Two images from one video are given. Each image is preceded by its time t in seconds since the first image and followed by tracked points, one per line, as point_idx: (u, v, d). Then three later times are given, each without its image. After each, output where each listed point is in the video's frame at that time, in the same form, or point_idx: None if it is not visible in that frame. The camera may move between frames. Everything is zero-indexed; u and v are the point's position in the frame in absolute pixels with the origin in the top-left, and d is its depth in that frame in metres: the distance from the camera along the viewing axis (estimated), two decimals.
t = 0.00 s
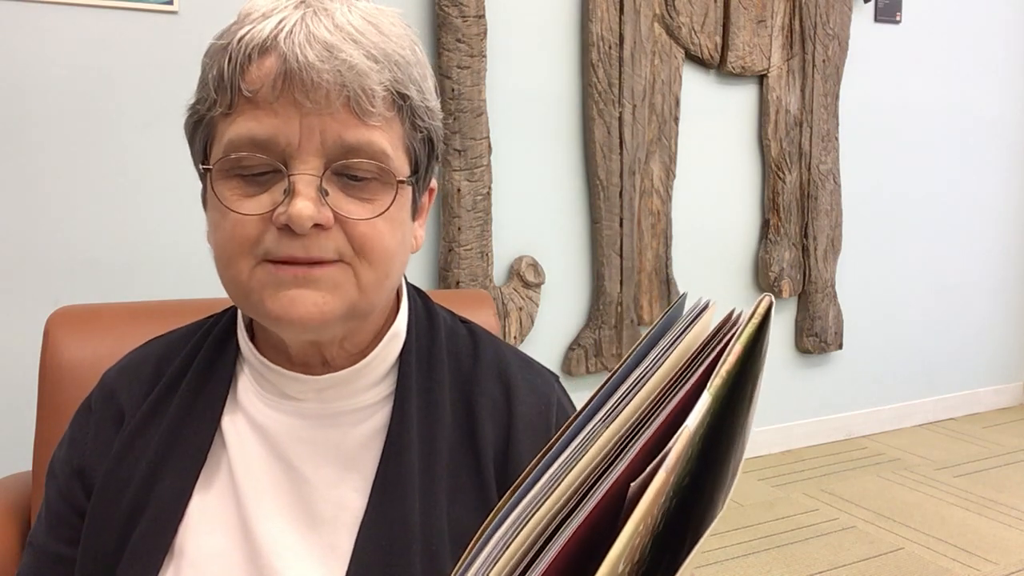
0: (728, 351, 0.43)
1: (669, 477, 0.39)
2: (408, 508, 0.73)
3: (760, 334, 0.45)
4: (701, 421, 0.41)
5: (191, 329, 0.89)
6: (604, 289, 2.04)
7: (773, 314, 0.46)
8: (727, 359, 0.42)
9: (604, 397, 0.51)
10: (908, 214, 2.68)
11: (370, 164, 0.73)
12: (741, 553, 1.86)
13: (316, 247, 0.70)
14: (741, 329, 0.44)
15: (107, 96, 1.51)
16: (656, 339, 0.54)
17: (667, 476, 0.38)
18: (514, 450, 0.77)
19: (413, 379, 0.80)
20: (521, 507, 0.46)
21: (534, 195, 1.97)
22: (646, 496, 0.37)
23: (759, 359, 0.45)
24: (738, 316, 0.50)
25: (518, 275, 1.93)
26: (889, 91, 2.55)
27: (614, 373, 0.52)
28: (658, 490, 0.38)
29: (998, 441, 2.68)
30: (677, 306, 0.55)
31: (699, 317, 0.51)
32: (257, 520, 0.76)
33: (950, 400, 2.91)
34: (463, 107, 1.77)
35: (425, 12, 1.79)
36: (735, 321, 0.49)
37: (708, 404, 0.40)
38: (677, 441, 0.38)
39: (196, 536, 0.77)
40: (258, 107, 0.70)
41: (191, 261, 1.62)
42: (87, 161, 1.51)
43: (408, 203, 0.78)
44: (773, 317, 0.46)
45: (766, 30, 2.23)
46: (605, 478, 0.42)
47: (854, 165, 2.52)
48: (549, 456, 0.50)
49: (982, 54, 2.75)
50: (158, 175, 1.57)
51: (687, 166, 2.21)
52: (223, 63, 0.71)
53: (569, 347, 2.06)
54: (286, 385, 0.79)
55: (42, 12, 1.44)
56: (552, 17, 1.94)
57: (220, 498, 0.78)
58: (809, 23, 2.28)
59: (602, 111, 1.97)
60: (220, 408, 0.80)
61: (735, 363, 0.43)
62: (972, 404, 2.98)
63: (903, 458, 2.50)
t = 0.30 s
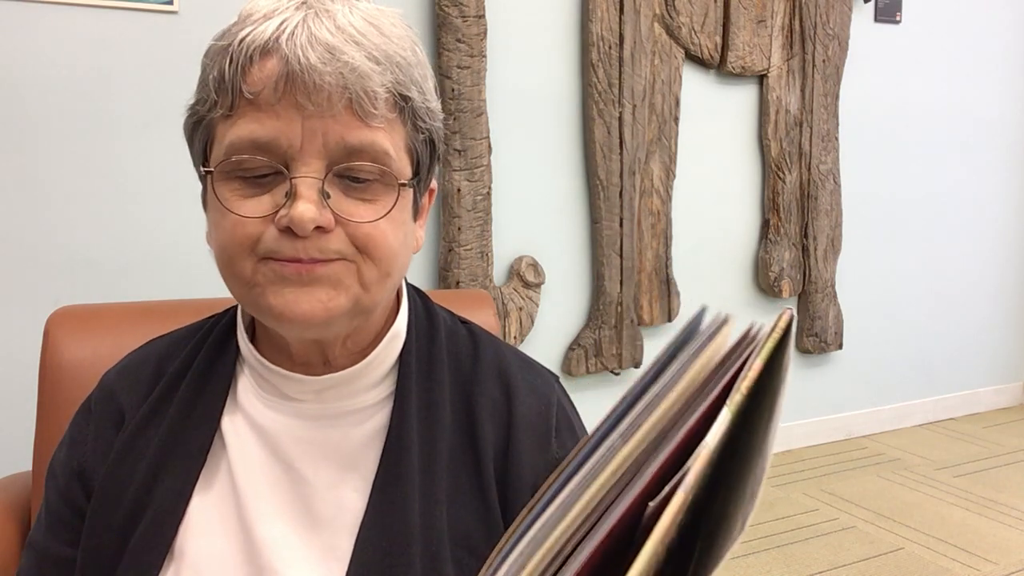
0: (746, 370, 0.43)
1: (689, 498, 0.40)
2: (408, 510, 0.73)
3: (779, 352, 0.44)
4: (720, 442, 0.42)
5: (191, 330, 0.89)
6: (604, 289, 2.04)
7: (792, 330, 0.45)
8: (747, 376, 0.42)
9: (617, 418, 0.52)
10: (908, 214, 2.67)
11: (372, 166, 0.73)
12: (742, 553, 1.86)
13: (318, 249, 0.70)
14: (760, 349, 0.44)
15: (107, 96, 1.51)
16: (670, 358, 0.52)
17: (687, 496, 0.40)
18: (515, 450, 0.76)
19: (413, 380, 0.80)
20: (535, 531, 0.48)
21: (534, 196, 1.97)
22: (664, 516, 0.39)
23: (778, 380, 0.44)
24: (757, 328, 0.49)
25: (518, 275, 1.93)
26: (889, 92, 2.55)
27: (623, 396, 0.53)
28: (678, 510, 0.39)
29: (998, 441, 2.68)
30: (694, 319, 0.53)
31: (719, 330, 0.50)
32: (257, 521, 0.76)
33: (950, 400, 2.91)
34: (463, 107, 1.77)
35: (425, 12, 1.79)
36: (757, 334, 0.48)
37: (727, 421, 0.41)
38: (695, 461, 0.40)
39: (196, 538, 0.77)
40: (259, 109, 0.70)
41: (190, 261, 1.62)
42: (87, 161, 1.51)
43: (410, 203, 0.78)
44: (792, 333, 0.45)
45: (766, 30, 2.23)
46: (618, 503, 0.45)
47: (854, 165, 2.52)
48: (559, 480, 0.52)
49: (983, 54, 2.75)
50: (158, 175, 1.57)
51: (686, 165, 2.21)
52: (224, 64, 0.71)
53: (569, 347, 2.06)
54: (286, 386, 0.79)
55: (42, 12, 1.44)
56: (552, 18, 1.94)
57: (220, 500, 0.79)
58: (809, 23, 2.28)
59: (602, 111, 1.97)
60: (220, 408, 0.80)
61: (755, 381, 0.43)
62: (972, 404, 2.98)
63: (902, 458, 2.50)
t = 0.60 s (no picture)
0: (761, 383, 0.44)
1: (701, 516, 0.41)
2: (408, 512, 0.73)
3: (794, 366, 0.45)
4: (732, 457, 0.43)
5: (190, 330, 0.89)
6: (604, 289, 2.04)
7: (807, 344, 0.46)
8: (759, 393, 0.44)
9: (634, 443, 0.53)
10: (908, 214, 2.68)
11: (372, 166, 0.73)
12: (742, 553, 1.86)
13: (319, 250, 0.70)
14: (775, 360, 0.45)
15: (106, 96, 1.51)
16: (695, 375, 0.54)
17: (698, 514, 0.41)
18: (515, 451, 0.76)
19: (413, 381, 0.80)
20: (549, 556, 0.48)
21: (534, 196, 1.97)
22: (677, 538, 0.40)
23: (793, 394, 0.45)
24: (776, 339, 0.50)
25: (518, 275, 1.93)
26: (889, 92, 2.55)
27: (651, 413, 0.54)
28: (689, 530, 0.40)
29: (998, 440, 2.68)
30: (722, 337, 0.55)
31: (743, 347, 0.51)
32: (257, 522, 0.76)
33: (950, 400, 2.91)
34: (463, 107, 1.77)
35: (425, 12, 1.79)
36: (774, 346, 0.49)
37: (739, 439, 0.43)
38: (709, 477, 0.41)
39: (195, 539, 0.77)
40: (259, 109, 0.70)
41: (190, 261, 1.62)
42: (86, 161, 1.51)
43: (410, 203, 0.78)
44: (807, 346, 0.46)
45: (766, 30, 2.23)
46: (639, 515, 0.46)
47: (854, 165, 2.52)
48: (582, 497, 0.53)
49: (983, 54, 2.75)
50: (157, 175, 1.57)
51: (687, 165, 2.21)
52: (224, 64, 0.71)
53: (569, 347, 2.06)
54: (286, 386, 0.79)
55: (42, 12, 1.44)
56: (552, 18, 1.94)
57: (220, 500, 0.79)
58: (809, 23, 2.28)
59: (602, 111, 1.97)
60: (220, 409, 0.80)
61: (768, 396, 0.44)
62: (972, 404, 2.98)
63: (902, 458, 2.50)
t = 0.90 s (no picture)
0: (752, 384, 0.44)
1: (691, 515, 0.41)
2: (408, 512, 0.73)
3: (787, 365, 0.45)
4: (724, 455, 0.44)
5: (190, 330, 0.89)
6: (604, 289, 2.04)
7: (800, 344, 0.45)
8: (752, 390, 0.44)
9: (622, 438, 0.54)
10: (907, 215, 2.68)
11: (371, 165, 0.73)
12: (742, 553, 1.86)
13: (317, 251, 0.70)
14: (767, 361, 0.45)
15: (107, 96, 1.51)
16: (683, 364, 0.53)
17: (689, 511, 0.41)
18: (516, 451, 0.76)
19: (413, 381, 0.80)
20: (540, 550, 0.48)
21: (534, 196, 1.97)
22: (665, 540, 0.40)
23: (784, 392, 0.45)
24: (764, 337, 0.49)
25: (518, 275, 1.92)
26: (889, 92, 2.55)
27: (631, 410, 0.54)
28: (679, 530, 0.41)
29: (998, 440, 2.68)
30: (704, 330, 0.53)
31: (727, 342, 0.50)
32: (257, 522, 0.76)
33: (950, 400, 2.91)
34: (463, 107, 1.77)
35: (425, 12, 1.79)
36: (762, 346, 0.48)
37: (732, 437, 0.43)
38: (702, 475, 0.41)
39: (195, 538, 0.77)
40: (258, 109, 0.70)
41: (190, 262, 1.62)
42: (87, 162, 1.51)
43: (409, 203, 0.77)
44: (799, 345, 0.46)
45: (766, 30, 2.23)
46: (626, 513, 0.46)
47: (854, 165, 2.52)
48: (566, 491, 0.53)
49: (983, 54, 2.75)
50: (157, 175, 1.57)
51: (686, 165, 2.21)
52: (224, 63, 0.71)
53: (569, 347, 2.06)
54: (285, 386, 0.79)
55: (42, 12, 1.44)
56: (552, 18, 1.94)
57: (219, 500, 0.78)
58: (809, 23, 2.28)
59: (602, 111, 1.97)
60: (219, 409, 0.80)
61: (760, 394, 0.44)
62: (972, 404, 2.98)
63: (902, 458, 2.50)
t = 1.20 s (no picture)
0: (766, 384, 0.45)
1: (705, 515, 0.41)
2: (408, 512, 0.73)
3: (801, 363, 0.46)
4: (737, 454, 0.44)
5: (190, 330, 0.89)
6: (604, 289, 2.04)
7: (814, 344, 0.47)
8: (765, 392, 0.44)
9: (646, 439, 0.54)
10: (907, 215, 2.67)
11: (372, 165, 0.73)
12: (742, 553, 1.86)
13: (318, 251, 0.70)
14: (781, 359, 0.46)
15: (106, 96, 1.51)
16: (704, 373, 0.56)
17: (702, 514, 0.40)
18: (516, 451, 0.76)
19: (413, 381, 0.80)
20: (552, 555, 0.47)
21: (534, 195, 1.96)
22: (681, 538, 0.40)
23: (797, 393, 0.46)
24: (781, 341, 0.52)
25: (518, 275, 1.92)
26: (889, 92, 2.55)
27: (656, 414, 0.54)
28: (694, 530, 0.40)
29: (998, 440, 2.68)
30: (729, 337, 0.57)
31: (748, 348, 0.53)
32: (257, 522, 0.76)
33: (950, 400, 2.91)
34: (463, 107, 1.77)
35: (425, 12, 1.79)
36: (781, 346, 0.51)
37: (746, 437, 0.43)
38: (717, 474, 0.41)
39: (195, 539, 0.77)
40: (258, 108, 0.70)
41: (190, 262, 1.62)
42: (87, 162, 1.51)
43: (410, 203, 0.77)
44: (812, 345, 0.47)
45: (766, 30, 2.23)
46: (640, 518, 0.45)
47: (854, 165, 2.52)
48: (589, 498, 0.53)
49: (983, 54, 2.75)
50: (157, 175, 1.57)
51: (686, 165, 2.21)
52: (223, 63, 0.71)
53: (569, 347, 2.06)
54: (285, 387, 0.79)
55: (42, 12, 1.44)
56: (552, 18, 1.94)
57: (220, 500, 0.78)
58: (809, 23, 2.28)
59: (602, 111, 1.97)
60: (219, 409, 0.80)
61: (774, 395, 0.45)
62: (972, 404, 2.98)
63: (902, 458, 2.50)
